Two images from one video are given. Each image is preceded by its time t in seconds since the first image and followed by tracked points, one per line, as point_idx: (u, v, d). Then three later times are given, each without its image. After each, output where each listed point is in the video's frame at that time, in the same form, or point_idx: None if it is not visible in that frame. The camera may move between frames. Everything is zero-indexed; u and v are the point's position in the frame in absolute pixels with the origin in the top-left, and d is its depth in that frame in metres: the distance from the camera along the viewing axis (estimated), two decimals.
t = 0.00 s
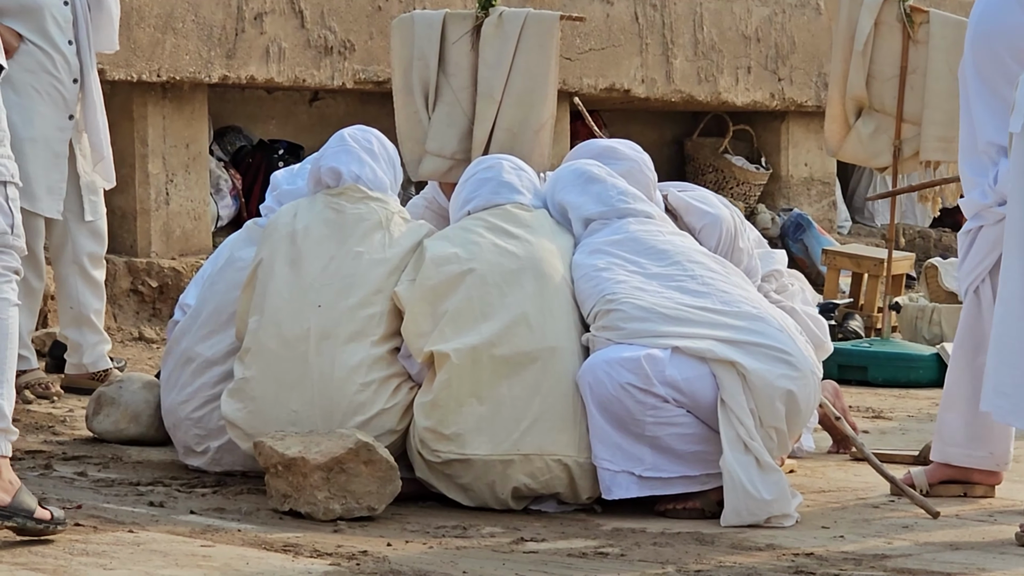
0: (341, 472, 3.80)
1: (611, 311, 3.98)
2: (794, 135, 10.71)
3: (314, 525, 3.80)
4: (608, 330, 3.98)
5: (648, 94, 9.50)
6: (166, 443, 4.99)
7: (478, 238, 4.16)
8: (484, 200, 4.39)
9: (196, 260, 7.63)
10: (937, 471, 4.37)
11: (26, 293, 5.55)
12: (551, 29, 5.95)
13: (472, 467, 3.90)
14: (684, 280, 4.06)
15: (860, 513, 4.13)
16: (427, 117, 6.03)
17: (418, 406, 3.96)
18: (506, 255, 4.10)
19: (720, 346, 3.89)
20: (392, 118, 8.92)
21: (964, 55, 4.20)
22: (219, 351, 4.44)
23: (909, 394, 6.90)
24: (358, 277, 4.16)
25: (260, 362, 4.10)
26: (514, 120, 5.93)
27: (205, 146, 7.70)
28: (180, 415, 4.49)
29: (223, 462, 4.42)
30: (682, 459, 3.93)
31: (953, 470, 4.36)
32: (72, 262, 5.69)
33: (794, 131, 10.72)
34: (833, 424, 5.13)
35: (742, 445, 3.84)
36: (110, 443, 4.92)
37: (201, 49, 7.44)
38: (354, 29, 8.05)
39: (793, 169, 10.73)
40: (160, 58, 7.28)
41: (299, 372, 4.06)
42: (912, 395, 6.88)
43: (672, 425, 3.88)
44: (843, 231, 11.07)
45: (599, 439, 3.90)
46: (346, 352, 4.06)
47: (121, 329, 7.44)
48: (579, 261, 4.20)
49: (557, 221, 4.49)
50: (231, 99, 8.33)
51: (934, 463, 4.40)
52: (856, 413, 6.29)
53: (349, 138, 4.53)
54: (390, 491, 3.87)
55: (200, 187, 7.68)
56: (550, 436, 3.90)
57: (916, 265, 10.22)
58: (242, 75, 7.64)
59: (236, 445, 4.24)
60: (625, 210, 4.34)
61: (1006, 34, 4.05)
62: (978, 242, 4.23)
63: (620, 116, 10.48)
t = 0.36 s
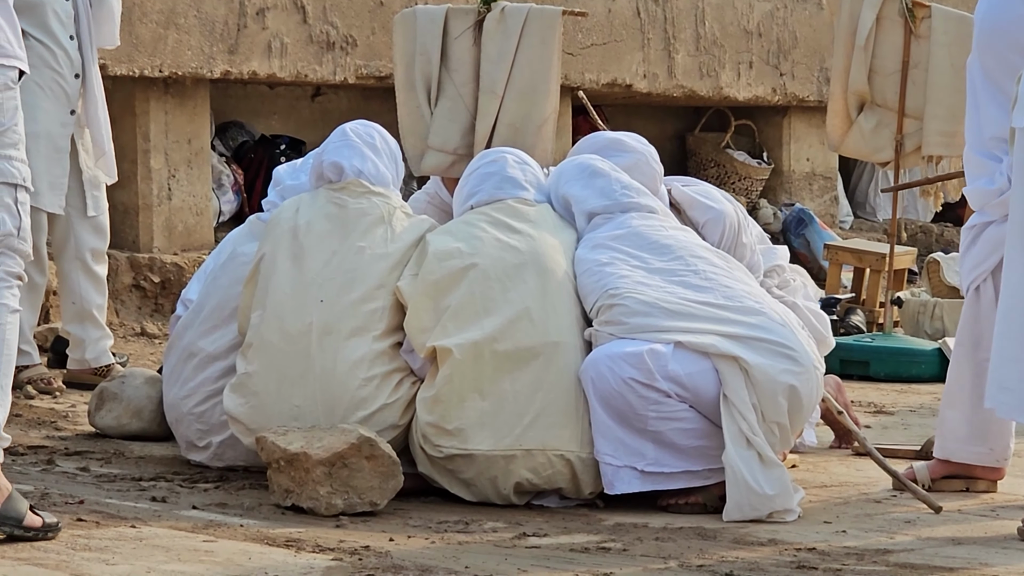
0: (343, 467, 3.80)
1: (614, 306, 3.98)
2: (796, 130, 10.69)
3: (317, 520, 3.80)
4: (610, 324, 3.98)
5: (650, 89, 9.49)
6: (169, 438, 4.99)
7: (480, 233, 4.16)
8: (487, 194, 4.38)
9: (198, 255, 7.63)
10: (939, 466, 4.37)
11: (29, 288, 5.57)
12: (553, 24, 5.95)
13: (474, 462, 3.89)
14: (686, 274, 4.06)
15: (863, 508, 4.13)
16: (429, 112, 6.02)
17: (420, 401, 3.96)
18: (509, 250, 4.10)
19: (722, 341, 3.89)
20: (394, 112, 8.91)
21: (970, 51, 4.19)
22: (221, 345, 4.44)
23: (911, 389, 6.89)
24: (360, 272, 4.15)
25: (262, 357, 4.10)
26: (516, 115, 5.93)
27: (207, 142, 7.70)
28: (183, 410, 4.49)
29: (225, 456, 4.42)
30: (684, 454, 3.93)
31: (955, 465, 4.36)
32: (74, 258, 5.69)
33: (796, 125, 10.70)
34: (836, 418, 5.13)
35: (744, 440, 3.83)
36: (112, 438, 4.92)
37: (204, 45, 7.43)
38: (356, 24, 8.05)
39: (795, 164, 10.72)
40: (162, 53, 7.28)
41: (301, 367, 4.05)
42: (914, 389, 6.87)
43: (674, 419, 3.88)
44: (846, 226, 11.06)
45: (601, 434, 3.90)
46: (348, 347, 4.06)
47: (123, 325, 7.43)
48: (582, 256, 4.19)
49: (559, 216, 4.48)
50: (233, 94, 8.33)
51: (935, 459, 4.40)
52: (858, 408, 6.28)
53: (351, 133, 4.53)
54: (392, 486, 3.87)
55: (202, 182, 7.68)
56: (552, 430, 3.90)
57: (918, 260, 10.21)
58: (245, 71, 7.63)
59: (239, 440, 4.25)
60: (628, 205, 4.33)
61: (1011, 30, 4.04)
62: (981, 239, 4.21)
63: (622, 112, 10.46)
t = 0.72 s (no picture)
0: (342, 461, 3.80)
1: (612, 300, 3.98)
2: (795, 125, 10.69)
3: (316, 514, 3.80)
4: (609, 318, 3.98)
5: (649, 83, 9.49)
6: (167, 432, 4.99)
7: (479, 227, 4.16)
8: (485, 189, 4.38)
9: (197, 249, 7.63)
10: (938, 461, 4.37)
11: (28, 282, 5.56)
12: (552, 18, 5.95)
13: (473, 456, 3.90)
14: (684, 269, 4.06)
15: (861, 502, 4.13)
16: (428, 107, 6.01)
17: (419, 395, 3.95)
18: (507, 244, 4.09)
19: (720, 335, 3.89)
20: (392, 106, 8.90)
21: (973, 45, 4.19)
22: (220, 339, 4.44)
23: (909, 383, 6.90)
24: (358, 267, 4.15)
25: (261, 351, 4.10)
26: (515, 109, 5.92)
27: (206, 136, 7.70)
28: (181, 404, 4.49)
29: (224, 450, 4.42)
30: (682, 448, 3.93)
31: (954, 460, 4.36)
32: (73, 250, 5.69)
33: (795, 120, 10.70)
34: (834, 413, 5.13)
35: (743, 434, 3.84)
36: (111, 432, 4.93)
37: (202, 39, 7.43)
38: (355, 18, 8.04)
39: (794, 158, 10.72)
40: (161, 47, 7.27)
41: (300, 361, 4.05)
42: (913, 384, 6.88)
43: (672, 413, 3.88)
44: (844, 220, 11.07)
45: (600, 428, 3.90)
46: (347, 341, 4.06)
47: (122, 318, 7.43)
48: (580, 250, 4.19)
49: (558, 210, 4.48)
50: (231, 88, 8.32)
51: (935, 453, 4.40)
52: (856, 402, 6.28)
53: (350, 127, 4.52)
54: (390, 480, 3.87)
55: (201, 176, 7.68)
56: (551, 425, 3.90)
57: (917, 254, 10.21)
58: (243, 65, 7.62)
59: (238, 434, 4.25)
60: (626, 199, 4.33)
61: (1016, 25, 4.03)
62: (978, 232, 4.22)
63: (620, 106, 10.46)
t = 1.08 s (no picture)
0: (339, 456, 3.80)
1: (609, 294, 3.98)
2: (792, 119, 10.69)
3: (313, 508, 3.80)
4: (606, 313, 3.98)
5: (646, 78, 9.49)
6: (164, 426, 4.99)
7: (476, 222, 4.16)
8: (482, 184, 4.38)
9: (194, 243, 7.63)
10: (934, 455, 4.39)
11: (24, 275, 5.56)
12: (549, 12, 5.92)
13: (469, 451, 3.90)
14: (681, 263, 4.06)
15: (858, 497, 4.14)
16: (426, 101, 6.01)
17: (416, 389, 3.96)
18: (504, 238, 4.09)
19: (718, 329, 3.89)
20: (389, 101, 8.90)
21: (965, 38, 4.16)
22: (217, 334, 4.44)
23: (905, 378, 6.91)
24: (355, 261, 4.15)
25: (258, 345, 4.10)
26: (513, 103, 5.90)
27: (203, 130, 7.69)
28: (178, 398, 4.49)
29: (220, 445, 4.42)
30: (679, 442, 3.94)
31: (950, 454, 4.37)
32: (70, 244, 5.69)
33: (792, 114, 10.70)
34: (831, 407, 5.13)
35: (740, 428, 3.84)
36: (108, 427, 4.93)
37: (200, 33, 7.42)
38: (352, 12, 8.03)
39: (791, 153, 10.73)
40: (158, 41, 7.26)
41: (297, 356, 4.05)
42: (909, 378, 6.89)
43: (669, 408, 3.88)
44: (841, 215, 11.07)
45: (597, 422, 3.90)
46: (344, 335, 4.06)
47: (119, 313, 7.42)
48: (578, 244, 4.19)
49: (555, 205, 4.48)
50: (229, 82, 8.32)
51: (931, 447, 4.42)
52: (853, 397, 6.29)
53: (347, 122, 4.52)
54: (388, 474, 3.88)
55: (198, 170, 7.67)
56: (548, 419, 3.90)
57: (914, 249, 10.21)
58: (241, 59, 7.61)
59: (234, 428, 4.25)
60: (623, 194, 4.33)
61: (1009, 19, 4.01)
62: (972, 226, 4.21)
63: (617, 101, 10.45)
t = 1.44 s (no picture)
0: (335, 451, 3.80)
1: (606, 290, 3.98)
2: (789, 115, 10.69)
3: (309, 503, 3.80)
4: (603, 308, 3.98)
5: (642, 73, 9.48)
6: (160, 421, 4.99)
7: (473, 217, 4.15)
8: (479, 179, 4.38)
9: (190, 238, 7.62)
10: (931, 451, 4.39)
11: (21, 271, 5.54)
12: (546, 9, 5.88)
13: (466, 446, 3.90)
14: (678, 259, 4.06)
15: (855, 492, 4.14)
16: (422, 96, 6.01)
17: (413, 384, 3.96)
18: (501, 234, 4.09)
19: (715, 325, 3.89)
20: (386, 96, 8.90)
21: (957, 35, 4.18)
22: (214, 329, 4.44)
23: (902, 373, 6.91)
24: (352, 256, 4.15)
25: (255, 340, 4.10)
26: (510, 97, 5.90)
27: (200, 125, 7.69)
28: (174, 393, 4.48)
29: (218, 440, 4.43)
30: (676, 437, 3.94)
31: (947, 450, 4.37)
32: (66, 240, 5.68)
33: (789, 110, 10.70)
34: (828, 402, 5.14)
35: (736, 423, 3.84)
36: (104, 422, 4.92)
37: (195, 28, 7.41)
38: (348, 7, 8.02)
39: (787, 148, 10.73)
40: (154, 36, 7.26)
41: (294, 351, 4.05)
42: (906, 373, 6.89)
43: (666, 403, 3.88)
44: (838, 210, 11.07)
45: (594, 418, 3.90)
46: (341, 331, 4.06)
47: (116, 308, 7.41)
48: (574, 240, 4.19)
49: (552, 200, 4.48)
50: (224, 77, 8.30)
51: (927, 443, 4.42)
52: (850, 392, 6.29)
53: (343, 117, 4.50)
54: (384, 469, 3.87)
55: (194, 165, 7.66)
56: (544, 414, 3.90)
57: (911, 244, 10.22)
58: (237, 54, 7.60)
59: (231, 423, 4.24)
60: (620, 189, 4.33)
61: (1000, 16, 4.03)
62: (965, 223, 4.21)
63: (614, 96, 10.44)
